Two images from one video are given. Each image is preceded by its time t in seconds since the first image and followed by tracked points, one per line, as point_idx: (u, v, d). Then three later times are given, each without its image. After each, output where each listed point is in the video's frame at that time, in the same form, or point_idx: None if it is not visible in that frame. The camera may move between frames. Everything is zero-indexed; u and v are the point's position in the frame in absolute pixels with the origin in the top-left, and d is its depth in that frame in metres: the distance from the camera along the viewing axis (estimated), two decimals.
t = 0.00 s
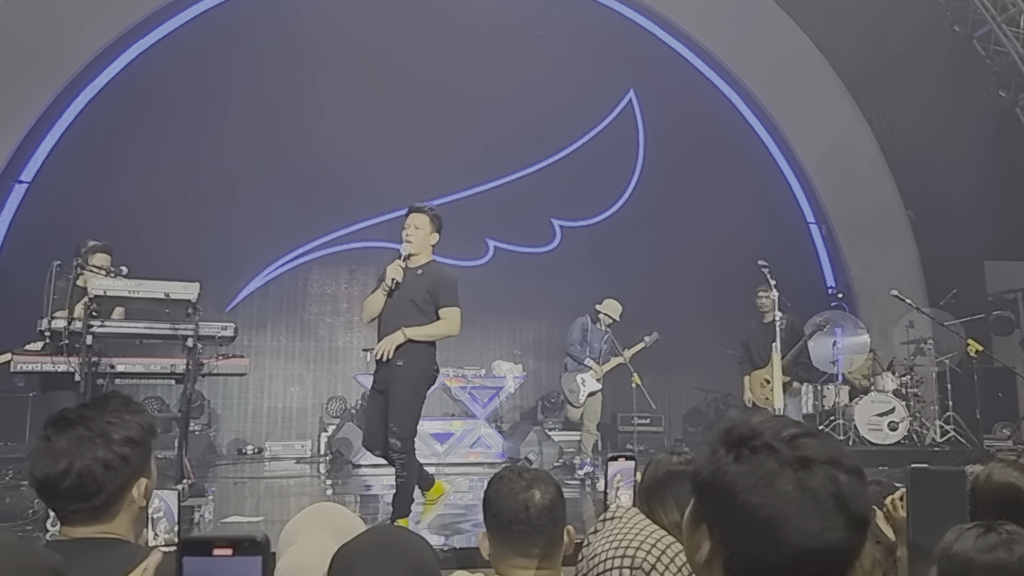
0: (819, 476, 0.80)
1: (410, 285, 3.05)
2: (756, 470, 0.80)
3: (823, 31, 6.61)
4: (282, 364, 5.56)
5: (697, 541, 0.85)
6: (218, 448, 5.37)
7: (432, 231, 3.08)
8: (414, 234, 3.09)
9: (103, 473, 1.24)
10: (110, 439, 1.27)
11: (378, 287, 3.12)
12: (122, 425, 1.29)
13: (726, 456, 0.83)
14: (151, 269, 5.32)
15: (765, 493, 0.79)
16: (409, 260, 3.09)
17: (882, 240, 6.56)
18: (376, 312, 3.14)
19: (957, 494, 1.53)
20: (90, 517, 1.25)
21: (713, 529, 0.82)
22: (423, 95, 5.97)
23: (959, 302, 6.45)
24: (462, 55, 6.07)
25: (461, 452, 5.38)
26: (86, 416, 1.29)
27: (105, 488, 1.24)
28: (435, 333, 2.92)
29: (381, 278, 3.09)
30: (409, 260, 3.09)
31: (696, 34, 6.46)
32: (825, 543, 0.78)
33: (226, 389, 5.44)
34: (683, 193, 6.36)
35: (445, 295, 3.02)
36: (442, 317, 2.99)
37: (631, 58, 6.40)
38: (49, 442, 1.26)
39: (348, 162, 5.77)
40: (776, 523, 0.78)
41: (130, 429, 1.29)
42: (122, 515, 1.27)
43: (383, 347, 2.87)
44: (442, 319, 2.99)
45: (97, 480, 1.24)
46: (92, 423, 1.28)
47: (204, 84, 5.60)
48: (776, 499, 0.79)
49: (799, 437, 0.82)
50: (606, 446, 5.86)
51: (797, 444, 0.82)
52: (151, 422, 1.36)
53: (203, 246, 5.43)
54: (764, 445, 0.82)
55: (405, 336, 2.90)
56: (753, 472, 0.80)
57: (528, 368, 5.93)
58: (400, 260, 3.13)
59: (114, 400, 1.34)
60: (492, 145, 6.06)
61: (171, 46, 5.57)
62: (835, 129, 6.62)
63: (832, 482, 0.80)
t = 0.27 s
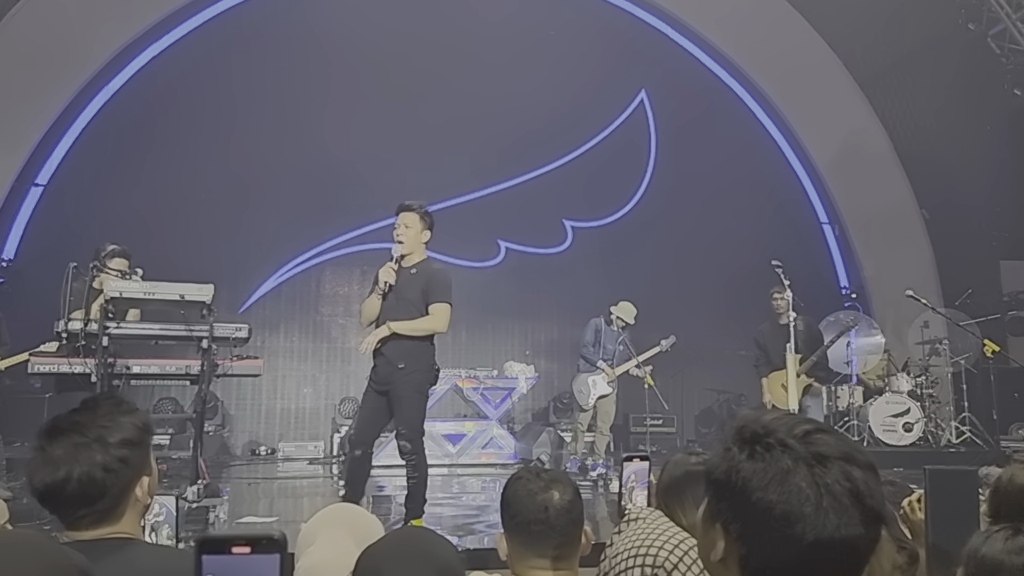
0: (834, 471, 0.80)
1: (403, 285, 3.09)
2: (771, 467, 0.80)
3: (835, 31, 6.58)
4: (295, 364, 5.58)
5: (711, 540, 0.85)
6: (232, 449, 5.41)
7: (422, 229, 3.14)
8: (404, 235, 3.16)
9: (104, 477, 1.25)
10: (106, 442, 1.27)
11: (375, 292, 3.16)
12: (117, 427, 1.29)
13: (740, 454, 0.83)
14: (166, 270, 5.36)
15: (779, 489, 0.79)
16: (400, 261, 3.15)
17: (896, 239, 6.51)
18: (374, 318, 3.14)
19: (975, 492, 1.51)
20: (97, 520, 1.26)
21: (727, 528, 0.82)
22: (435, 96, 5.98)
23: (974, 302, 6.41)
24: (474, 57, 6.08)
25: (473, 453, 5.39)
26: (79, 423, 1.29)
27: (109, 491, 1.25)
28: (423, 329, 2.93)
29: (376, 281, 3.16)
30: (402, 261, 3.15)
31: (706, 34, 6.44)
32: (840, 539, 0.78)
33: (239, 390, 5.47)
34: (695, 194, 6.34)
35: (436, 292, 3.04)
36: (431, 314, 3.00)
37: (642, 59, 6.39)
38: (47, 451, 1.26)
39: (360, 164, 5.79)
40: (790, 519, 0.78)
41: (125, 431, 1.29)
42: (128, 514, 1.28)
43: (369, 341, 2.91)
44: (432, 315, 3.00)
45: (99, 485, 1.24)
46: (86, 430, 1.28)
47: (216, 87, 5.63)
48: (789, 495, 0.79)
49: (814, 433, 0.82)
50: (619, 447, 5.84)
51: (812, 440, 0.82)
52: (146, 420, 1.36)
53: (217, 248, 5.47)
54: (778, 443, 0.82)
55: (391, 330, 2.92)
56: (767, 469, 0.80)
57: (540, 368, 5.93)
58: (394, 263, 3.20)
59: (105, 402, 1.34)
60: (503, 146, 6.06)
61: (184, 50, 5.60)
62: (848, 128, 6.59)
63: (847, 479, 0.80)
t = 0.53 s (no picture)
0: (844, 470, 0.80)
1: (391, 287, 3.08)
2: (783, 469, 0.80)
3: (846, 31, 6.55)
4: (307, 366, 5.62)
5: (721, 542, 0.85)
6: (245, 450, 5.44)
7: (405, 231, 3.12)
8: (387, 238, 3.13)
9: (109, 478, 1.21)
10: (110, 443, 1.24)
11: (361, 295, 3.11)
12: (120, 427, 1.26)
13: (751, 456, 0.83)
14: (180, 272, 5.39)
15: (793, 491, 0.79)
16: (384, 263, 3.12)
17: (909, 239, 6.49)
18: (362, 323, 3.10)
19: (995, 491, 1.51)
20: (104, 522, 1.22)
21: (739, 530, 0.82)
22: (446, 99, 6.00)
23: (989, 302, 6.35)
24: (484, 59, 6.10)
25: (485, 454, 5.38)
26: (81, 425, 1.25)
27: (115, 492, 1.22)
28: (422, 337, 2.94)
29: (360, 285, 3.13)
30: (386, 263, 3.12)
31: (717, 34, 6.42)
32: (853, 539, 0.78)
33: (252, 391, 5.50)
34: (706, 194, 6.33)
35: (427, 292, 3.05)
36: (427, 317, 3.02)
37: (653, 61, 6.39)
38: (49, 456, 1.22)
39: (372, 166, 5.81)
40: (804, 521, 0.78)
41: (128, 430, 1.26)
42: (135, 514, 1.25)
43: (378, 367, 2.85)
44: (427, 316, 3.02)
45: (105, 486, 1.21)
46: (89, 431, 1.25)
47: (229, 91, 5.67)
48: (803, 496, 0.78)
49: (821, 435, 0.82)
50: (631, 448, 5.84)
51: (822, 440, 0.82)
52: (148, 419, 1.33)
53: (231, 250, 5.51)
54: (789, 444, 0.82)
55: (395, 349, 2.89)
56: (778, 471, 0.80)
57: (552, 369, 5.95)
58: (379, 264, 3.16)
59: (104, 403, 1.31)
60: (514, 148, 6.08)
61: (196, 54, 5.64)
62: (860, 128, 6.57)
63: (857, 478, 0.80)
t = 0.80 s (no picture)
0: (879, 466, 0.80)
1: (380, 287, 3.07)
2: (829, 470, 0.79)
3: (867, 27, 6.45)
4: (327, 367, 5.66)
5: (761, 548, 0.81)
6: (266, 449, 5.49)
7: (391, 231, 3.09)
8: (373, 237, 3.09)
9: (126, 479, 1.23)
10: (127, 445, 1.25)
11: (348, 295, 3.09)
12: (137, 428, 1.27)
13: (791, 459, 0.81)
14: (203, 274, 5.46)
15: (840, 493, 0.77)
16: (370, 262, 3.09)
17: (930, 239, 6.35)
18: (347, 322, 3.08)
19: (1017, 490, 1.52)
20: (124, 522, 1.24)
21: (777, 534, 0.79)
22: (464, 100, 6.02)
23: (1014, 302, 6.17)
24: (502, 60, 6.11)
25: (504, 454, 5.41)
26: (97, 427, 1.26)
27: (134, 492, 1.23)
28: (416, 338, 2.96)
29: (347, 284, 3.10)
30: (373, 262, 3.09)
31: (735, 33, 6.38)
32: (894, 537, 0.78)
33: (272, 392, 5.56)
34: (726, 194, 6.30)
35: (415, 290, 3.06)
36: (416, 316, 3.03)
37: (671, 60, 6.38)
38: (66, 458, 1.23)
39: (391, 167, 5.84)
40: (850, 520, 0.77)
41: (145, 431, 1.27)
42: (155, 513, 1.27)
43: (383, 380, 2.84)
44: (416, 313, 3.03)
45: (123, 487, 1.23)
46: (105, 433, 1.25)
47: (249, 94, 5.72)
48: (848, 496, 0.77)
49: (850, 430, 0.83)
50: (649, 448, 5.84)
51: (857, 438, 0.82)
52: (163, 420, 1.34)
53: (253, 252, 5.56)
54: (829, 444, 0.81)
55: (395, 358, 2.90)
56: (825, 472, 0.79)
57: (570, 370, 5.95)
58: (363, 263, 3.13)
59: (120, 405, 1.31)
60: (533, 149, 6.08)
61: (216, 58, 5.70)
62: (879, 126, 6.43)
63: (890, 472, 0.80)
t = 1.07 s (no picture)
0: (927, 474, 0.77)
1: (393, 283, 3.18)
2: (871, 476, 0.77)
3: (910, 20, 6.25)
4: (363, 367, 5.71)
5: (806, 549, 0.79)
6: (304, 448, 5.55)
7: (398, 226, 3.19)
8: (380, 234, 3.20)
9: (167, 478, 1.25)
10: (167, 445, 1.27)
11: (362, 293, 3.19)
12: (176, 429, 1.29)
13: (833, 464, 0.79)
14: (243, 275, 5.54)
15: (882, 500, 0.75)
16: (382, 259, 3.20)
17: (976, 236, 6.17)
18: (363, 320, 3.17)
19: None
20: (166, 521, 1.26)
21: (818, 541, 0.77)
22: (499, 100, 6.02)
23: None
24: (537, 60, 6.10)
25: (540, 455, 5.38)
26: (137, 428, 1.29)
27: (175, 492, 1.25)
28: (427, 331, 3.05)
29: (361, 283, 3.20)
30: (384, 259, 3.21)
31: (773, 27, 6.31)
32: (938, 548, 0.75)
33: (311, 391, 5.62)
34: (764, 193, 6.21)
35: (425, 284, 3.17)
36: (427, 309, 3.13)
37: (707, 57, 6.31)
38: (109, 459, 1.26)
39: (426, 168, 5.87)
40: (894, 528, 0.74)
41: (184, 432, 1.29)
42: (196, 512, 1.29)
43: (395, 374, 2.93)
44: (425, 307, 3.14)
45: (164, 486, 1.25)
46: (146, 433, 1.28)
47: (287, 98, 5.79)
48: (890, 503, 0.75)
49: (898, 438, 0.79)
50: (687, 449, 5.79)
51: (902, 444, 0.79)
52: (201, 420, 1.36)
53: (291, 253, 5.63)
54: (873, 450, 0.78)
55: (408, 355, 2.99)
56: (867, 479, 0.76)
57: (605, 371, 5.91)
58: (375, 262, 3.26)
59: (159, 406, 1.34)
60: (567, 148, 6.06)
61: (254, 62, 5.78)
62: (923, 120, 6.27)
63: (939, 482, 0.77)
